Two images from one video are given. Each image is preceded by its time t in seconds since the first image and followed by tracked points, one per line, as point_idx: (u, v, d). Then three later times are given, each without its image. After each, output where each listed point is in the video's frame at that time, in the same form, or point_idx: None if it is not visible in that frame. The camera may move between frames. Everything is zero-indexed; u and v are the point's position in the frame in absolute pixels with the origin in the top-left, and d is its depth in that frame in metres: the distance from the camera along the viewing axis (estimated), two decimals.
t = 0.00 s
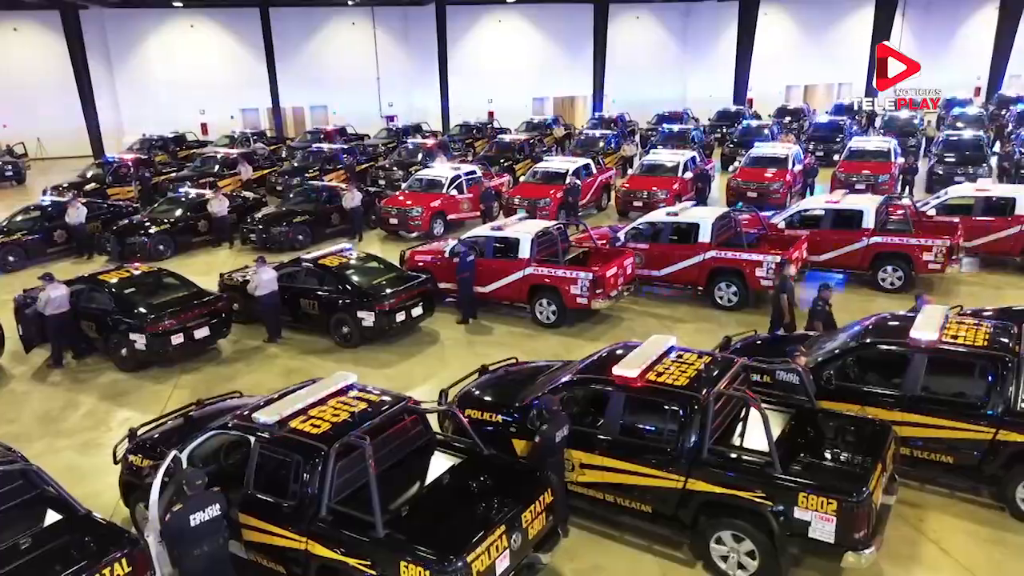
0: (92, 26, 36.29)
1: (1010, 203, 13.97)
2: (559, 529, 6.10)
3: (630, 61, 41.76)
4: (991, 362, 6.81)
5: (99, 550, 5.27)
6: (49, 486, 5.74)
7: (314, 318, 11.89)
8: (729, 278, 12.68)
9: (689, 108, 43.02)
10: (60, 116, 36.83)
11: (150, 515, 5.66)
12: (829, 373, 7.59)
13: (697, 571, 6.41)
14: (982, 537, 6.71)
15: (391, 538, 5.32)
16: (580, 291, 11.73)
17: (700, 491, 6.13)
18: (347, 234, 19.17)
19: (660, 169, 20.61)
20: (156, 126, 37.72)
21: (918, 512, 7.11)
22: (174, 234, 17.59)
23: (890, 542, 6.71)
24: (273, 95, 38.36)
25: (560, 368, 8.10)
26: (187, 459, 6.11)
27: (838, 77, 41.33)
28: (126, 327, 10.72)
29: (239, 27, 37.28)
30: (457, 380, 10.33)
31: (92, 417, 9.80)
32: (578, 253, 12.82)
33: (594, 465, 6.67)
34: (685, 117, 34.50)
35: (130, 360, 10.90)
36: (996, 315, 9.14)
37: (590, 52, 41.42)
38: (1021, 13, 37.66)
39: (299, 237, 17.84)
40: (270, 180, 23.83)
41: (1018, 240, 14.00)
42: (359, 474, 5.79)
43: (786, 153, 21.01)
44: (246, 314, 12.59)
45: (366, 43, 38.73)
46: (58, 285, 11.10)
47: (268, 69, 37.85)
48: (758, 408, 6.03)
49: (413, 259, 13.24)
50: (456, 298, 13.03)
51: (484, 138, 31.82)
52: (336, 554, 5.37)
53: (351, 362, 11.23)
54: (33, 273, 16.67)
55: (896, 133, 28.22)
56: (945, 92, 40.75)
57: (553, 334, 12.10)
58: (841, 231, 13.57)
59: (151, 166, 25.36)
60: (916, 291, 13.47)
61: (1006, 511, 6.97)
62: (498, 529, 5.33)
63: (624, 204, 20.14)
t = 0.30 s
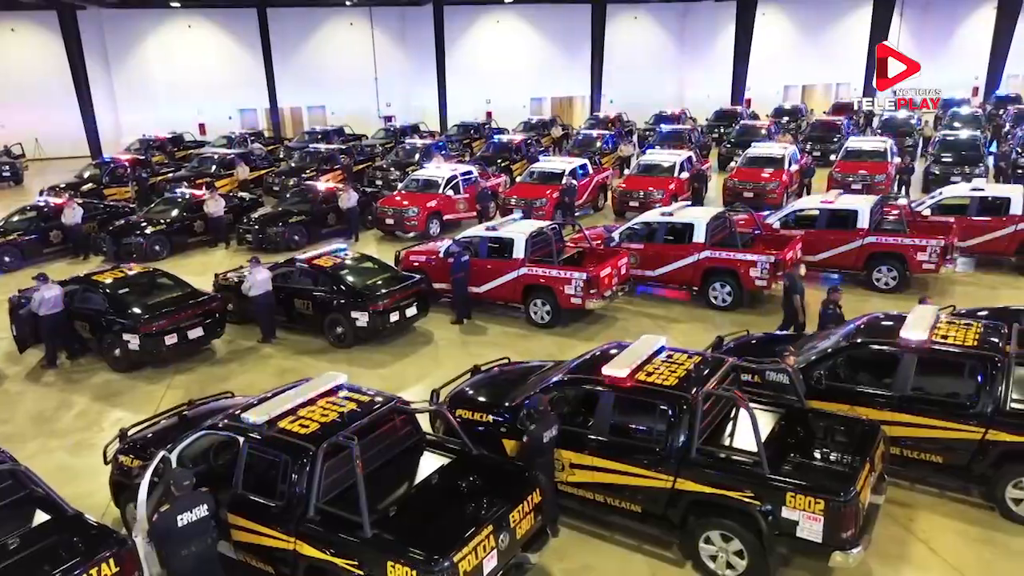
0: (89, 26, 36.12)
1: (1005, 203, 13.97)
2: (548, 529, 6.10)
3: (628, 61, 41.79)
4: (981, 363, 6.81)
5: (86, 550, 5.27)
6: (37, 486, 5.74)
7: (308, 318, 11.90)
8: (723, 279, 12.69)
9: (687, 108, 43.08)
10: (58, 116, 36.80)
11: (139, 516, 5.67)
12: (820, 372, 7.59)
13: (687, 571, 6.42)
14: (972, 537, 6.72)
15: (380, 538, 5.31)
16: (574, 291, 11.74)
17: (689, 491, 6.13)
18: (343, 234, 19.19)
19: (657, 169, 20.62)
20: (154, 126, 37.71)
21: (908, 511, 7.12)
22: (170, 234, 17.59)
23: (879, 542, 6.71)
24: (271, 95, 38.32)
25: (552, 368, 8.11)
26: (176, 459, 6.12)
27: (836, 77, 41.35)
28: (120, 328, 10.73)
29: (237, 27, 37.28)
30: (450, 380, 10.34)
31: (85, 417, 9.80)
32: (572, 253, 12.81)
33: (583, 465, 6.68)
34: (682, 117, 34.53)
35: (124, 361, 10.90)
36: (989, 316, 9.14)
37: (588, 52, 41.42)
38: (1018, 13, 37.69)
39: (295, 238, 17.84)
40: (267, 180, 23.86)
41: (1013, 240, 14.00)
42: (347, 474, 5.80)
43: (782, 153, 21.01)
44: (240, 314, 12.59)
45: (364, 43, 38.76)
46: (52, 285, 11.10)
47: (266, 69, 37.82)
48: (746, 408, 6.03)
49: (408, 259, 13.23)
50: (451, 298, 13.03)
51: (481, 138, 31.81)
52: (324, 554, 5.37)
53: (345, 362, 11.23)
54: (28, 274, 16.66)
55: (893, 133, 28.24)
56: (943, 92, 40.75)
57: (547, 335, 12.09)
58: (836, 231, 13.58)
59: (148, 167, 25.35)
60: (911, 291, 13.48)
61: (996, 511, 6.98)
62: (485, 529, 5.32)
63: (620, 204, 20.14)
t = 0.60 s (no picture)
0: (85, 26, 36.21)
1: (996, 203, 13.97)
2: (529, 529, 6.09)
3: (625, 61, 41.82)
4: (963, 363, 6.84)
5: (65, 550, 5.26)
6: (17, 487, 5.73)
7: (299, 318, 11.90)
8: (713, 279, 12.70)
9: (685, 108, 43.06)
10: (55, 116, 36.82)
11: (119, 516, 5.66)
12: (805, 372, 7.59)
13: (669, 571, 6.43)
14: (955, 537, 6.73)
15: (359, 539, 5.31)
16: (565, 292, 11.74)
17: (671, 491, 6.14)
18: (337, 235, 19.20)
19: (651, 169, 20.65)
20: (150, 127, 37.71)
21: (892, 511, 7.12)
22: (163, 235, 17.60)
23: (862, 542, 6.72)
24: (267, 95, 38.32)
25: (538, 368, 8.11)
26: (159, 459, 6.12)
27: (833, 77, 41.37)
28: (110, 328, 10.74)
29: (233, 27, 37.30)
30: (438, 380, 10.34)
31: (73, 418, 9.81)
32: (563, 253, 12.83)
33: (567, 465, 6.69)
34: (678, 117, 34.56)
35: (113, 361, 10.91)
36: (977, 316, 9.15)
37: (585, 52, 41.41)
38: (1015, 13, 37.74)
39: (289, 238, 17.86)
40: (262, 180, 23.88)
41: (1004, 240, 14.01)
42: (328, 474, 5.79)
43: (777, 153, 21.03)
44: (231, 315, 12.59)
45: (361, 43, 38.79)
46: (42, 285, 11.11)
47: (262, 69, 37.83)
48: (728, 407, 6.04)
49: (400, 259, 13.23)
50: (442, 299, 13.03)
51: (478, 138, 31.82)
52: (304, 554, 5.37)
53: (335, 362, 11.24)
54: (21, 274, 16.67)
55: (888, 133, 28.26)
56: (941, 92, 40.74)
57: (537, 335, 12.10)
58: (828, 231, 13.59)
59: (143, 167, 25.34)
60: (902, 291, 13.50)
61: (979, 510, 6.98)
62: (464, 529, 5.31)
63: (614, 204, 20.17)
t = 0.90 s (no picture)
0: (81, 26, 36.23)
1: (985, 204, 13.98)
2: (503, 528, 6.10)
3: (621, 61, 41.86)
4: (939, 363, 6.87)
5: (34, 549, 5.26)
6: None
7: (285, 319, 11.91)
8: (700, 279, 12.72)
9: (681, 108, 43.09)
10: (50, 116, 36.83)
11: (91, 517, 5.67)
12: (783, 372, 7.61)
13: (644, 571, 6.44)
14: (931, 536, 6.74)
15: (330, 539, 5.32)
16: (551, 292, 11.76)
17: (645, 491, 6.16)
18: (329, 235, 19.21)
19: (643, 169, 20.69)
20: (146, 127, 37.69)
21: (868, 511, 7.13)
22: (154, 235, 17.61)
23: (837, 541, 6.74)
24: (262, 96, 38.34)
25: (519, 369, 8.12)
26: (134, 460, 6.14)
27: (828, 77, 41.43)
28: (95, 329, 10.75)
29: (229, 28, 37.32)
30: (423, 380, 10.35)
31: (57, 419, 9.82)
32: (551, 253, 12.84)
33: (543, 465, 6.70)
34: (673, 117, 34.61)
35: (99, 362, 10.93)
36: (959, 317, 9.19)
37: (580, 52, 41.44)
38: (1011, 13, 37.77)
39: (279, 239, 17.88)
40: (255, 181, 23.89)
41: (992, 241, 14.03)
42: (301, 475, 5.80)
43: (769, 153, 21.06)
44: (219, 315, 12.61)
45: (356, 44, 38.82)
46: (28, 286, 11.12)
47: (258, 70, 37.87)
48: (701, 408, 6.04)
49: (388, 260, 13.23)
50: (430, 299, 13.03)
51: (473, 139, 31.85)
52: (275, 555, 5.40)
53: (321, 363, 11.25)
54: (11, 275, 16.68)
55: (881, 134, 28.33)
56: (937, 92, 40.86)
57: (524, 335, 12.12)
58: (815, 231, 13.61)
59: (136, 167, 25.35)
60: (889, 291, 13.52)
61: (955, 510, 7.00)
62: (435, 529, 5.31)
63: (606, 205, 20.19)
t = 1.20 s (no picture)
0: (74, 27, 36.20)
1: (970, 204, 14.00)
2: (471, 529, 6.11)
3: (616, 61, 41.88)
4: (910, 363, 6.88)
5: None
6: None
7: (268, 319, 11.92)
8: (684, 279, 12.74)
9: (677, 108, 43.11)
10: (44, 117, 36.79)
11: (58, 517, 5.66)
12: (755, 373, 7.64)
13: (613, 571, 6.45)
14: (902, 536, 6.74)
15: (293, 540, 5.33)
16: (534, 293, 11.77)
17: (613, 491, 6.18)
18: (318, 235, 19.23)
19: (633, 170, 20.72)
20: (140, 128, 37.70)
21: (840, 511, 7.14)
22: (142, 236, 17.61)
23: (807, 541, 6.76)
24: (256, 97, 38.32)
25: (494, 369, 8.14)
26: (104, 461, 6.15)
27: (823, 77, 41.47)
28: (78, 329, 10.77)
29: (223, 29, 37.31)
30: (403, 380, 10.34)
31: (38, 419, 9.83)
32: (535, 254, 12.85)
33: (514, 465, 6.72)
34: (667, 117, 34.64)
35: (81, 363, 10.94)
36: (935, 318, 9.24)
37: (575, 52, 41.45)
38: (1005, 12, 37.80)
39: (268, 239, 17.88)
40: (247, 181, 23.90)
41: (977, 241, 14.05)
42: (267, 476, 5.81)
43: (759, 153, 21.09)
44: (203, 316, 12.61)
45: (351, 44, 38.83)
46: (10, 287, 11.13)
47: (252, 71, 37.86)
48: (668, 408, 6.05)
49: (374, 260, 13.25)
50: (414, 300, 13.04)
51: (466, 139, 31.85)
52: (239, 555, 5.41)
53: (303, 363, 11.26)
54: None
55: (874, 134, 28.38)
56: (933, 93, 40.92)
57: (508, 335, 12.13)
58: (800, 232, 13.63)
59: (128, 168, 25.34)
60: (874, 291, 13.54)
61: (925, 510, 7.02)
62: (399, 529, 5.32)
63: (595, 205, 20.22)
